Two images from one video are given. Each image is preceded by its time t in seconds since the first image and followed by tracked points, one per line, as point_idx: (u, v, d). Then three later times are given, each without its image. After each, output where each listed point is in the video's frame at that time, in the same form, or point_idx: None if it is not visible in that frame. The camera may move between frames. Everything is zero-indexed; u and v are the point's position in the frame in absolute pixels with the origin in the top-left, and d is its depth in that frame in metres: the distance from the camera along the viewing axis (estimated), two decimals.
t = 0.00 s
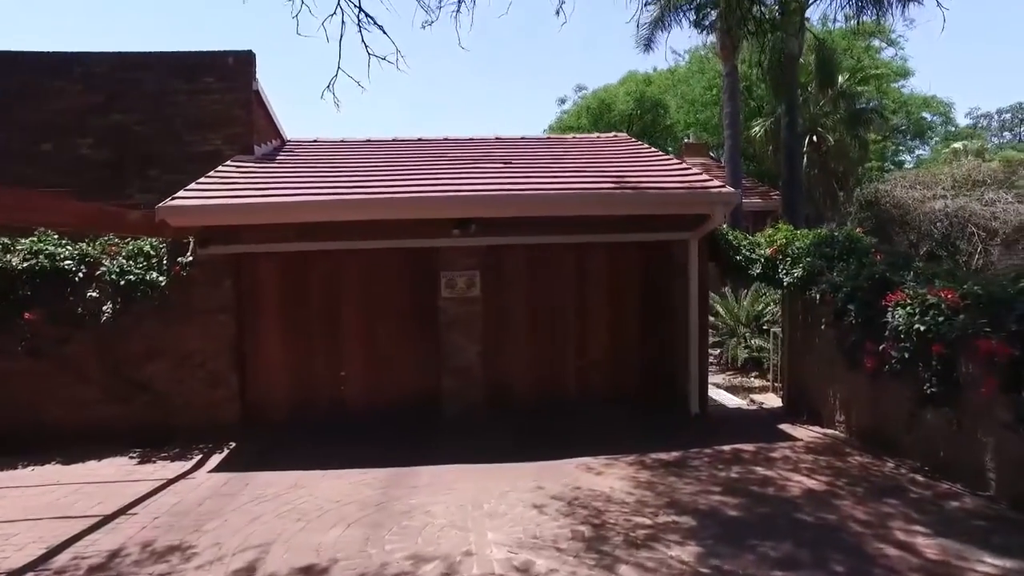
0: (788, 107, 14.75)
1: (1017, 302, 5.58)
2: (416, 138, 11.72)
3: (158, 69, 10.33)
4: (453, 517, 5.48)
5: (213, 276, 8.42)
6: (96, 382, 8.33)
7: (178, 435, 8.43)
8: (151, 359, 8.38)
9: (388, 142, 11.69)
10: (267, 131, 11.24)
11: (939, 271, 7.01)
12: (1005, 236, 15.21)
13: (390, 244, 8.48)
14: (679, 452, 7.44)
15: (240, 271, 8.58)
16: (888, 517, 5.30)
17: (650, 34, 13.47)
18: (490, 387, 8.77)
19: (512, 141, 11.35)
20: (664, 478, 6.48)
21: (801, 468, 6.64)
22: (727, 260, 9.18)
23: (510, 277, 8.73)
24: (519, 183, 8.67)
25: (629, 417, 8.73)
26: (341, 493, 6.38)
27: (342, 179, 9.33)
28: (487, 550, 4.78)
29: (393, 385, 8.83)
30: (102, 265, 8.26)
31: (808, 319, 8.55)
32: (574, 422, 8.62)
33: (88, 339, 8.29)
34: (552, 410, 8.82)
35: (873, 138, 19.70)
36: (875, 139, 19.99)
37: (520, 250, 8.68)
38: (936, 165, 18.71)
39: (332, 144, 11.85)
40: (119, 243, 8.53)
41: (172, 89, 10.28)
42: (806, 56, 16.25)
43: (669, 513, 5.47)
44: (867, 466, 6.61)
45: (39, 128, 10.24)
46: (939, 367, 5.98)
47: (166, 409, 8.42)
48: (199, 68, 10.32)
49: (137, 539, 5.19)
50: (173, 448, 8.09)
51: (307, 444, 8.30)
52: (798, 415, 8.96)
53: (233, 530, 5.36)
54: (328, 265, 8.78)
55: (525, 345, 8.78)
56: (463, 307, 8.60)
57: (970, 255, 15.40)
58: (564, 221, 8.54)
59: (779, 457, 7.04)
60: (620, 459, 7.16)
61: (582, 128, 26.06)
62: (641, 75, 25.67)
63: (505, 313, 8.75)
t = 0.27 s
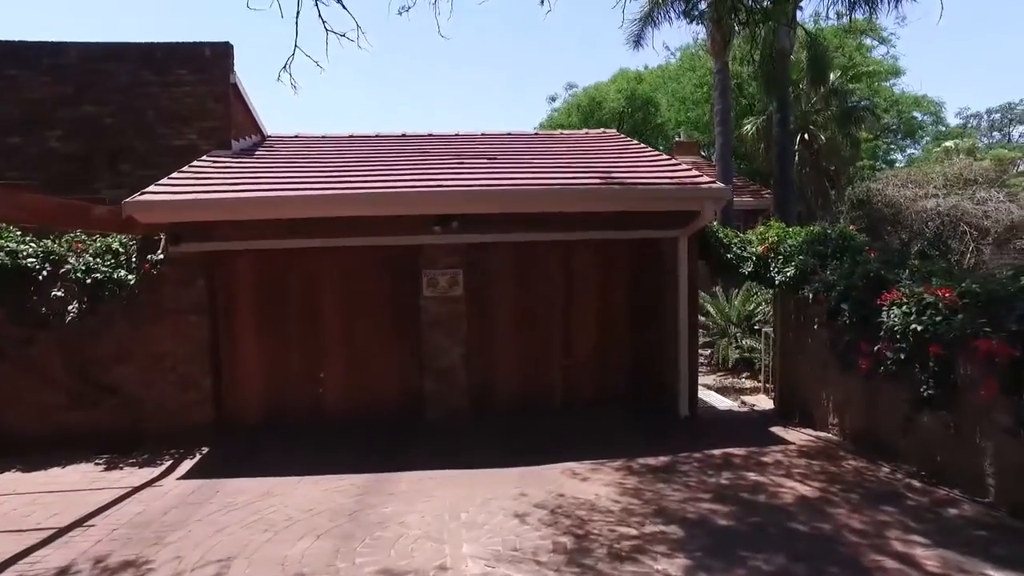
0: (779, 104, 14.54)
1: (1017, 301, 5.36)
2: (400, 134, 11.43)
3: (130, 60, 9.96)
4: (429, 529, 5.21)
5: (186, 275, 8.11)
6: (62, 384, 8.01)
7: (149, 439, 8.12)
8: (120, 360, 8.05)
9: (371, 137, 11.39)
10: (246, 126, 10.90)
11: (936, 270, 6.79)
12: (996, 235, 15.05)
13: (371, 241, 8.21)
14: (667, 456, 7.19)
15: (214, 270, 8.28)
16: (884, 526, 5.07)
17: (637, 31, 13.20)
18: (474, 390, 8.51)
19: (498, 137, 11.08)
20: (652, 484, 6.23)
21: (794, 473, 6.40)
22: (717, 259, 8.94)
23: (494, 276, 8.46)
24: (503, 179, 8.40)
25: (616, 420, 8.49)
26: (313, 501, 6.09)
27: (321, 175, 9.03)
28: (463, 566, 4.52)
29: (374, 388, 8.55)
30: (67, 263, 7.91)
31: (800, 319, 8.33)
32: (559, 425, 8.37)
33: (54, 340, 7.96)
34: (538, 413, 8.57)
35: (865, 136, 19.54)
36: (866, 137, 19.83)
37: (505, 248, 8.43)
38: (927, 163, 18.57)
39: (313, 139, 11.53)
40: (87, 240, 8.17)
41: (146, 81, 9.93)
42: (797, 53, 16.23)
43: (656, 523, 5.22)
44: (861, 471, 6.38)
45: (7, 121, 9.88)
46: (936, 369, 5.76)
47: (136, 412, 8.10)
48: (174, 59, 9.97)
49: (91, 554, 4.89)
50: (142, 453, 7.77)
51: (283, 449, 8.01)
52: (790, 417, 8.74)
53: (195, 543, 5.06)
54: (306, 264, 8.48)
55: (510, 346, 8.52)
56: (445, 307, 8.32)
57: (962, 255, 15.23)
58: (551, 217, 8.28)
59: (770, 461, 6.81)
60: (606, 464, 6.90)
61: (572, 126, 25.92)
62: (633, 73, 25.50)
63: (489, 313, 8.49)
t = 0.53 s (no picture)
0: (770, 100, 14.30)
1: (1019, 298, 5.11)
2: (382, 127, 11.10)
3: (97, 48, 9.56)
4: (399, 541, 4.91)
5: (152, 271, 7.75)
6: (20, 386, 7.62)
7: (113, 443, 7.75)
8: (82, 360, 7.68)
9: (351, 131, 11.05)
10: (221, 118, 10.54)
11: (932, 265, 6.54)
12: (989, 233, 14.89)
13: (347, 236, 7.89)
14: (654, 460, 6.90)
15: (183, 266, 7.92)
16: (880, 535, 4.79)
17: (628, 25, 12.93)
18: (454, 391, 8.20)
19: (483, 131, 10.77)
20: (636, 490, 5.94)
21: (784, 477, 6.13)
22: (706, 254, 8.66)
23: (475, 272, 8.15)
24: (485, 172, 8.10)
25: (602, 423, 8.21)
26: (279, 509, 5.76)
27: (297, 168, 8.69)
28: None
29: (350, 389, 8.24)
30: (25, 258, 7.55)
31: (791, 317, 8.08)
32: (542, 428, 8.09)
33: (11, 339, 7.58)
34: (520, 415, 8.28)
35: (856, 133, 19.35)
36: (857, 134, 19.66)
37: (487, 243, 8.13)
38: (919, 160, 18.39)
39: (291, 133, 11.17)
40: (46, 235, 7.84)
41: (113, 70, 9.54)
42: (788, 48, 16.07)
43: (640, 532, 4.92)
44: (854, 475, 6.12)
45: None
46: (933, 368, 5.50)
47: (100, 415, 7.73)
48: (143, 47, 9.50)
49: (31, 570, 4.54)
50: (105, 458, 7.41)
51: (254, 453, 7.68)
52: (782, 418, 8.47)
53: (146, 557, 4.73)
54: (279, 260, 8.14)
55: (491, 345, 8.23)
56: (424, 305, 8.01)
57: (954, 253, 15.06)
58: (534, 211, 7.98)
59: (760, 465, 6.54)
60: (590, 468, 6.61)
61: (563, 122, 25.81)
62: (624, 68, 25.34)
63: (470, 311, 8.19)
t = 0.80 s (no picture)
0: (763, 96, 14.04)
1: None
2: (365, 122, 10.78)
3: (67, 39, 9.20)
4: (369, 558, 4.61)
5: (120, 269, 7.40)
6: None
7: (78, 449, 7.41)
8: (46, 362, 7.32)
9: (334, 126, 10.73)
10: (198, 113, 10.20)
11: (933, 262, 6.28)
12: (984, 231, 14.65)
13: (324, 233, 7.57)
14: (643, 466, 6.62)
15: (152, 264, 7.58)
16: (880, 549, 4.51)
17: (621, 19, 12.66)
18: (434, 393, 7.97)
19: (469, 126, 10.46)
20: (623, 499, 5.65)
21: (778, 485, 5.85)
22: (696, 252, 8.38)
23: (455, 271, 7.92)
24: (468, 167, 7.80)
25: (593, 427, 7.93)
26: (245, 521, 5.44)
27: (273, 162, 8.36)
28: None
29: (328, 392, 7.94)
30: None
31: (785, 317, 7.80)
32: (522, 430, 7.83)
33: None
34: (502, 419, 8.04)
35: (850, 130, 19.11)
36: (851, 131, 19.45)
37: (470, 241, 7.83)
38: (914, 158, 18.19)
39: (272, 128, 10.84)
40: (6, 231, 7.48)
41: (84, 61, 9.18)
42: (782, 44, 15.84)
43: (625, 546, 4.64)
44: (851, 483, 5.85)
45: None
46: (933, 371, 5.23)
47: (64, 420, 7.38)
48: (115, 39, 9.21)
49: None
50: (68, 465, 7.06)
51: (226, 459, 7.35)
52: (776, 421, 8.21)
53: None
54: (253, 258, 7.82)
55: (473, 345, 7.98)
56: (403, 303, 7.71)
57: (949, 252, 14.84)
58: (519, 206, 7.68)
59: (753, 472, 6.26)
60: (575, 476, 6.32)
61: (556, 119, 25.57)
62: (617, 65, 25.13)
63: (451, 311, 7.95)
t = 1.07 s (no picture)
0: (760, 88, 13.72)
1: None
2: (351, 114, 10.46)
3: (38, 25, 8.84)
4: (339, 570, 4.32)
5: (89, 264, 7.08)
6: None
7: (45, 452, 7.09)
8: (10, 362, 6.99)
9: (318, 118, 10.41)
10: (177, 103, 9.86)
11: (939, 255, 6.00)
12: (984, 227, 14.50)
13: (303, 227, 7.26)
14: (634, 470, 6.34)
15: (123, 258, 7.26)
16: (884, 559, 4.24)
17: (615, 12, 12.37)
18: (418, 393, 7.71)
19: (457, 118, 10.15)
20: (612, 506, 5.37)
21: (775, 489, 5.57)
22: (691, 246, 8.10)
23: (440, 266, 7.64)
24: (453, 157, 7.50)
25: (583, 427, 7.65)
26: (212, 529, 5.14)
27: (252, 154, 8.04)
28: None
29: (307, 392, 7.65)
30: None
31: (783, 314, 7.52)
32: (509, 431, 7.56)
33: None
34: (488, 419, 7.78)
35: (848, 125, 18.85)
36: (849, 126, 19.21)
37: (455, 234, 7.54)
38: (912, 153, 17.95)
39: (254, 120, 10.51)
40: None
41: (55, 49, 8.82)
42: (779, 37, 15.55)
43: (612, 557, 4.36)
44: (852, 487, 5.57)
45: None
46: (939, 369, 4.95)
47: (30, 421, 7.05)
48: (88, 25, 8.86)
49: None
50: (33, 469, 6.74)
51: (200, 461, 7.04)
52: (773, 422, 7.94)
53: None
54: (230, 252, 7.51)
55: (458, 344, 7.71)
56: (386, 300, 7.41)
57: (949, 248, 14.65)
58: (506, 198, 7.38)
59: (750, 475, 5.97)
60: (563, 480, 6.04)
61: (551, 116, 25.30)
62: (613, 60, 24.87)
63: (436, 307, 7.67)
